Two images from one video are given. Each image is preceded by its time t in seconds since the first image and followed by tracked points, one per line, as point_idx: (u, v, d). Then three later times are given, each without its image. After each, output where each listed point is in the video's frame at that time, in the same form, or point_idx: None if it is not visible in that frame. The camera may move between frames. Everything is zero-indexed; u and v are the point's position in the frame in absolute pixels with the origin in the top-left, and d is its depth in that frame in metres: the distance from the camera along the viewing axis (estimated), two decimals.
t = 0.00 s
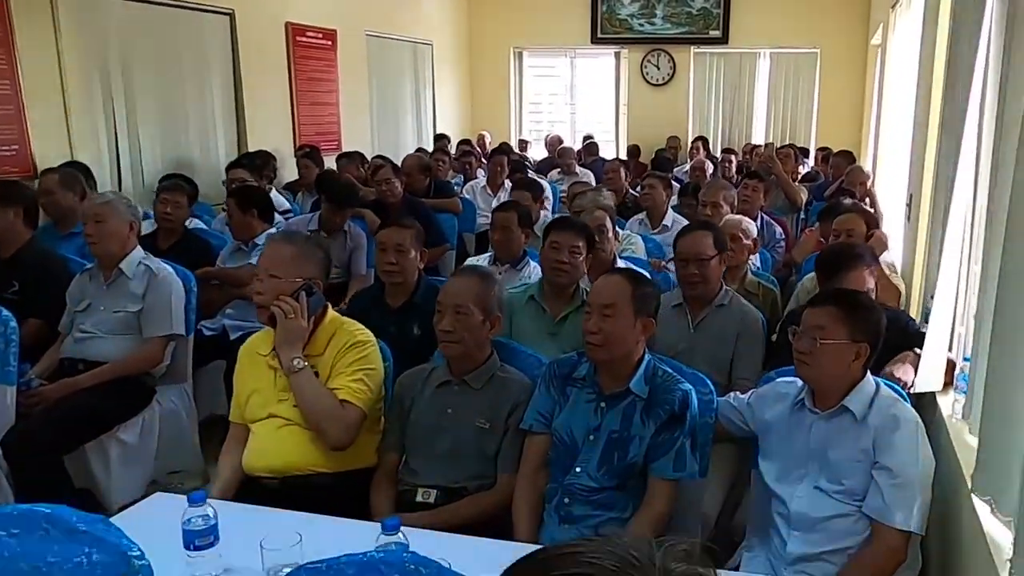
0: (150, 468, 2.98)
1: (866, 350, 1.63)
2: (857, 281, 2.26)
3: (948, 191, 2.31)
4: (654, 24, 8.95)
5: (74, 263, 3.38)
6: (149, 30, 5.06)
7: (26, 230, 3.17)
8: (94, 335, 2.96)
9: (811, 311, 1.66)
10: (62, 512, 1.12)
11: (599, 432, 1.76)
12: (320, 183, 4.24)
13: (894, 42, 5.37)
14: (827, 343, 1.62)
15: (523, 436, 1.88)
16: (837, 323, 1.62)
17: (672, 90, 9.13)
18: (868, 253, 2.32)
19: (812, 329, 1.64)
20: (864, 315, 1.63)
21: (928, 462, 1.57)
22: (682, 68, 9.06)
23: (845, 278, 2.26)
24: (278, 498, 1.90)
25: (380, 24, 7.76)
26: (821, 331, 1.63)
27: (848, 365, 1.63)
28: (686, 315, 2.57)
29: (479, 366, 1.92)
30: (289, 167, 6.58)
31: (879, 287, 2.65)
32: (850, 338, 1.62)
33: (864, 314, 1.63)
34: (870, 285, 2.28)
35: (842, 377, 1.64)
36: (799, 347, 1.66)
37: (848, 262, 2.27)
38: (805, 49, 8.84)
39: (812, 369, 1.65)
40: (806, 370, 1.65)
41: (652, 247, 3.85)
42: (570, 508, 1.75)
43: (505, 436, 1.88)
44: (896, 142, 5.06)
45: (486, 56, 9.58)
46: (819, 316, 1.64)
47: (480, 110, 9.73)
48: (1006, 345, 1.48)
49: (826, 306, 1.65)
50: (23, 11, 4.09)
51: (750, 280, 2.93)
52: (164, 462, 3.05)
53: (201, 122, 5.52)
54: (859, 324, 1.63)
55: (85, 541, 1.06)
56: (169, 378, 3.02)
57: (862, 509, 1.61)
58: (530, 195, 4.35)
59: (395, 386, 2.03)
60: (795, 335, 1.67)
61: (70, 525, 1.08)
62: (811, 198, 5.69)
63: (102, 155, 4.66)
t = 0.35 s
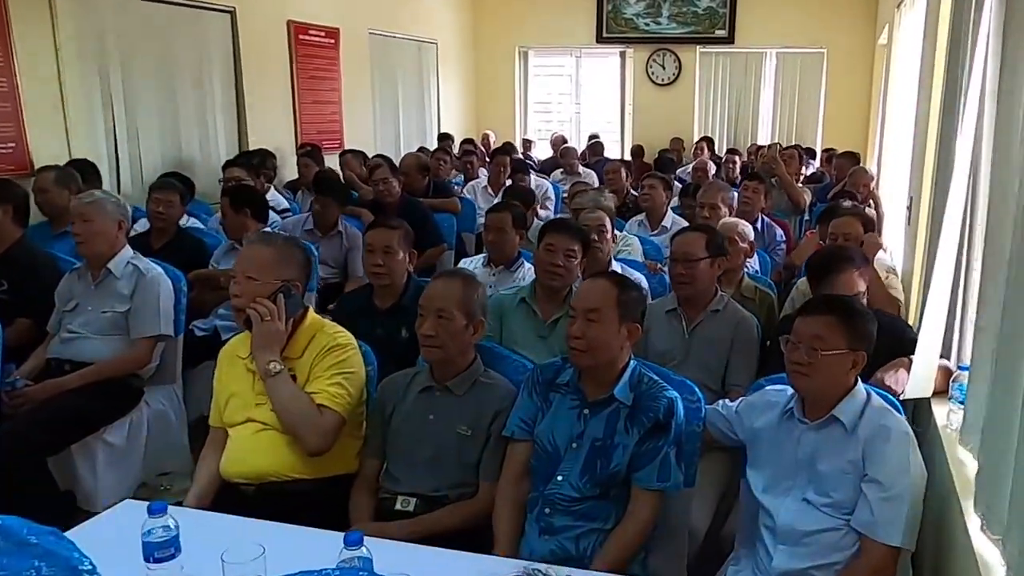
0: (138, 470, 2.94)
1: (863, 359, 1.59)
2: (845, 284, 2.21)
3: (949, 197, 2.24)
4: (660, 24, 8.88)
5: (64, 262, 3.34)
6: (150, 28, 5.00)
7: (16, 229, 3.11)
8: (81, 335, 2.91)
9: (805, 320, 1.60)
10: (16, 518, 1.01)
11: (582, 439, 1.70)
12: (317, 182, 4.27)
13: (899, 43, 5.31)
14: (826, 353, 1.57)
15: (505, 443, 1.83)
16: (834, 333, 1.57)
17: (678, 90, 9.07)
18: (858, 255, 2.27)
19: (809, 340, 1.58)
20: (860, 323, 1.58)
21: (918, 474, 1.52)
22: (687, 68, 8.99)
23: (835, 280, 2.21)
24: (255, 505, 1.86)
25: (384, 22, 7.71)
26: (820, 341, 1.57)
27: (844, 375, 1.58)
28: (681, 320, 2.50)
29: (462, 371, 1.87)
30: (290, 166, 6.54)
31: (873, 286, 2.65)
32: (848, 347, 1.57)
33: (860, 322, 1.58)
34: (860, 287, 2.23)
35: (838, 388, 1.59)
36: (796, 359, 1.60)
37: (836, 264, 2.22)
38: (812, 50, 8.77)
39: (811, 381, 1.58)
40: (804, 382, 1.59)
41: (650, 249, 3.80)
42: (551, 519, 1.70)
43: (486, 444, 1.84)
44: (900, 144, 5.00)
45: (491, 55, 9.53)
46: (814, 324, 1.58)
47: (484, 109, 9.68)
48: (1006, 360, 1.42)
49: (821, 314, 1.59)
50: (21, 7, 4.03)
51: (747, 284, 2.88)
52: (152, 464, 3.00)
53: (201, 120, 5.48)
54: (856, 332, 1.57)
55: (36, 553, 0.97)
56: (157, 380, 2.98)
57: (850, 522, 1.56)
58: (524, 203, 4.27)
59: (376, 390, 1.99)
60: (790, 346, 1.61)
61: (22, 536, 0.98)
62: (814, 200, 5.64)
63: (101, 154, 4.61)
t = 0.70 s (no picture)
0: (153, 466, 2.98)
1: (873, 355, 1.58)
2: (854, 286, 2.22)
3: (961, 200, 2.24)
4: (672, 25, 8.87)
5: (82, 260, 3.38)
6: (165, 28, 5.04)
7: (35, 226, 3.16)
8: (98, 332, 2.94)
9: (818, 345, 1.54)
10: (39, 515, 0.94)
11: (592, 440, 1.71)
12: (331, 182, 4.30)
13: (912, 44, 5.30)
14: (850, 371, 1.55)
15: (515, 443, 1.85)
16: (854, 349, 1.54)
17: (690, 91, 9.06)
18: (868, 258, 2.28)
19: (836, 364, 1.54)
20: (865, 326, 1.54)
21: (924, 477, 1.53)
22: (699, 69, 8.98)
23: (844, 284, 2.22)
24: (270, 501, 1.88)
25: (397, 23, 7.73)
26: (845, 364, 1.54)
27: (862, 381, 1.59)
28: (692, 323, 2.51)
29: (472, 372, 1.89)
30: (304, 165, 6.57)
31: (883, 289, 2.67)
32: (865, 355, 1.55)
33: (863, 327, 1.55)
34: (871, 290, 2.24)
35: (856, 394, 1.59)
36: (827, 385, 1.57)
37: (844, 268, 2.24)
38: (825, 51, 8.75)
39: (844, 398, 1.58)
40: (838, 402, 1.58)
41: (661, 250, 3.81)
42: (561, 519, 1.72)
43: (496, 444, 1.86)
44: (912, 146, 4.99)
45: (504, 56, 9.55)
46: (835, 348, 1.53)
47: (497, 109, 9.70)
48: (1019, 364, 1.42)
49: (834, 334, 1.53)
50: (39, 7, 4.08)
51: (757, 287, 2.89)
52: (166, 460, 3.03)
53: (216, 120, 5.51)
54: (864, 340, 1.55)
55: (56, 549, 0.89)
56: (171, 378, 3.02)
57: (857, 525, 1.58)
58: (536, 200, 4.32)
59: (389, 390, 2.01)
60: (813, 374, 1.57)
61: (43, 533, 0.91)
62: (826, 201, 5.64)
63: (118, 153, 4.65)
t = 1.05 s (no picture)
0: (169, 462, 3.02)
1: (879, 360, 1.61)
2: (866, 289, 2.24)
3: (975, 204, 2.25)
4: (686, 25, 8.87)
5: (102, 258, 3.42)
6: (185, 28, 5.09)
7: (57, 224, 3.21)
8: (119, 329, 2.98)
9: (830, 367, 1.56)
10: (64, 510, 1.05)
11: (605, 441, 1.74)
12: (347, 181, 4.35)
13: (927, 45, 5.28)
14: (861, 385, 1.58)
15: (529, 443, 1.88)
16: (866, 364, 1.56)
17: (703, 91, 9.06)
18: (880, 261, 2.29)
19: (848, 381, 1.57)
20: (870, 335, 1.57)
21: (925, 468, 1.57)
22: (713, 68, 8.97)
23: (856, 287, 2.24)
24: (288, 497, 1.93)
25: (412, 22, 7.77)
26: (857, 380, 1.57)
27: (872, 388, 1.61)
28: (704, 325, 2.54)
29: (488, 371, 1.92)
30: (320, 165, 6.61)
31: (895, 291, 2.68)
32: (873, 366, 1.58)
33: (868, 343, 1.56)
34: (883, 292, 2.25)
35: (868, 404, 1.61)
36: (841, 402, 1.59)
37: (855, 271, 2.25)
38: (839, 51, 8.72)
39: (859, 412, 1.61)
40: (853, 416, 1.61)
41: (673, 251, 3.83)
42: (574, 518, 1.75)
43: (510, 443, 1.89)
44: (926, 147, 4.99)
45: (518, 55, 9.57)
46: (848, 369, 1.56)
47: (510, 109, 9.73)
48: None
49: (845, 355, 1.55)
50: (60, 8, 4.13)
51: (770, 288, 2.90)
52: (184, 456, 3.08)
53: (233, 119, 5.56)
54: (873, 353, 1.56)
55: (81, 543, 0.99)
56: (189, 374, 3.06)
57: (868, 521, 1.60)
58: (550, 199, 4.35)
59: (404, 389, 2.04)
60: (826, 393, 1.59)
61: (68, 527, 1.01)
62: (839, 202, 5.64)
63: (137, 152, 4.71)
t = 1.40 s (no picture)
0: (182, 462, 3.04)
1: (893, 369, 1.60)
2: (882, 295, 2.22)
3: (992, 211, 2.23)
4: (699, 25, 8.84)
5: (117, 258, 3.44)
6: (201, 28, 5.12)
7: (73, 224, 3.23)
8: (133, 330, 3.00)
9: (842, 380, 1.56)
10: (78, 514, 1.05)
11: (617, 448, 1.74)
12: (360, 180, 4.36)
13: (943, 47, 5.24)
14: (876, 396, 1.58)
15: (541, 448, 1.87)
16: (878, 376, 1.56)
17: (716, 92, 9.03)
18: (895, 266, 2.27)
19: (860, 392, 1.57)
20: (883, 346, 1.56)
21: (943, 480, 1.56)
22: (726, 68, 8.93)
23: (871, 293, 2.23)
24: (302, 500, 1.93)
25: (426, 22, 7.77)
26: (869, 392, 1.57)
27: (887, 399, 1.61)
28: (718, 329, 2.53)
29: (500, 375, 1.92)
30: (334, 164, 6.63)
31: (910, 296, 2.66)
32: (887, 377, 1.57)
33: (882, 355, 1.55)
34: (898, 298, 2.23)
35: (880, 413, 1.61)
36: (854, 413, 1.59)
37: (870, 277, 2.24)
38: (853, 51, 8.67)
39: (872, 422, 1.61)
40: (866, 427, 1.61)
41: (686, 253, 3.83)
42: (587, 524, 1.74)
43: (523, 448, 1.89)
44: (942, 149, 4.95)
45: (531, 55, 9.57)
46: (859, 381, 1.56)
47: (523, 108, 9.73)
48: None
49: (856, 366, 1.55)
50: (78, 9, 4.16)
51: (784, 292, 2.89)
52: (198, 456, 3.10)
53: (248, 119, 5.58)
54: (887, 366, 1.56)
55: (95, 549, 1.00)
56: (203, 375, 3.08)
57: (883, 532, 1.59)
58: (564, 198, 4.36)
59: (417, 393, 2.04)
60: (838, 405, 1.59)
61: (82, 532, 1.01)
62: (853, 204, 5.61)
63: (152, 152, 4.73)
